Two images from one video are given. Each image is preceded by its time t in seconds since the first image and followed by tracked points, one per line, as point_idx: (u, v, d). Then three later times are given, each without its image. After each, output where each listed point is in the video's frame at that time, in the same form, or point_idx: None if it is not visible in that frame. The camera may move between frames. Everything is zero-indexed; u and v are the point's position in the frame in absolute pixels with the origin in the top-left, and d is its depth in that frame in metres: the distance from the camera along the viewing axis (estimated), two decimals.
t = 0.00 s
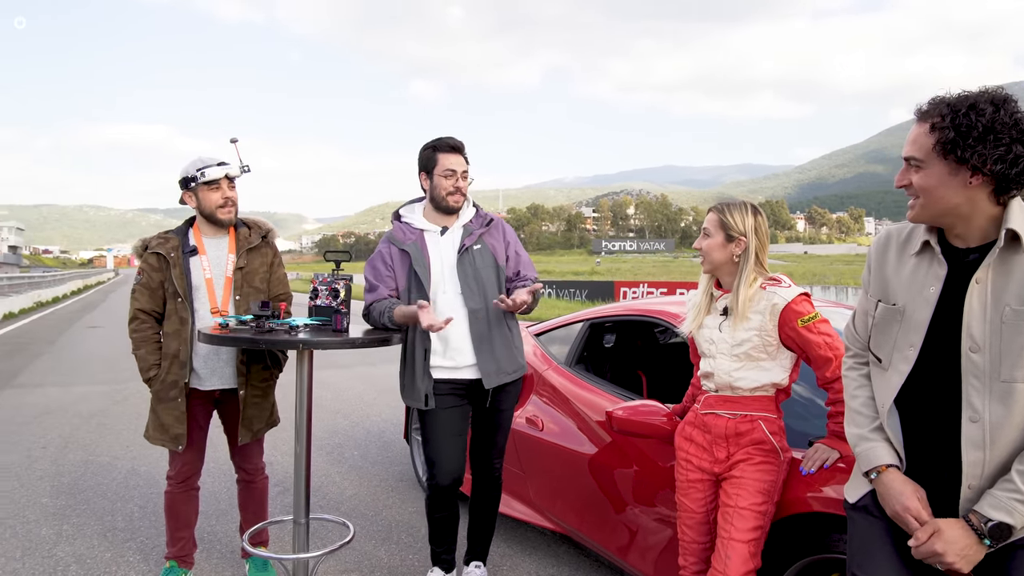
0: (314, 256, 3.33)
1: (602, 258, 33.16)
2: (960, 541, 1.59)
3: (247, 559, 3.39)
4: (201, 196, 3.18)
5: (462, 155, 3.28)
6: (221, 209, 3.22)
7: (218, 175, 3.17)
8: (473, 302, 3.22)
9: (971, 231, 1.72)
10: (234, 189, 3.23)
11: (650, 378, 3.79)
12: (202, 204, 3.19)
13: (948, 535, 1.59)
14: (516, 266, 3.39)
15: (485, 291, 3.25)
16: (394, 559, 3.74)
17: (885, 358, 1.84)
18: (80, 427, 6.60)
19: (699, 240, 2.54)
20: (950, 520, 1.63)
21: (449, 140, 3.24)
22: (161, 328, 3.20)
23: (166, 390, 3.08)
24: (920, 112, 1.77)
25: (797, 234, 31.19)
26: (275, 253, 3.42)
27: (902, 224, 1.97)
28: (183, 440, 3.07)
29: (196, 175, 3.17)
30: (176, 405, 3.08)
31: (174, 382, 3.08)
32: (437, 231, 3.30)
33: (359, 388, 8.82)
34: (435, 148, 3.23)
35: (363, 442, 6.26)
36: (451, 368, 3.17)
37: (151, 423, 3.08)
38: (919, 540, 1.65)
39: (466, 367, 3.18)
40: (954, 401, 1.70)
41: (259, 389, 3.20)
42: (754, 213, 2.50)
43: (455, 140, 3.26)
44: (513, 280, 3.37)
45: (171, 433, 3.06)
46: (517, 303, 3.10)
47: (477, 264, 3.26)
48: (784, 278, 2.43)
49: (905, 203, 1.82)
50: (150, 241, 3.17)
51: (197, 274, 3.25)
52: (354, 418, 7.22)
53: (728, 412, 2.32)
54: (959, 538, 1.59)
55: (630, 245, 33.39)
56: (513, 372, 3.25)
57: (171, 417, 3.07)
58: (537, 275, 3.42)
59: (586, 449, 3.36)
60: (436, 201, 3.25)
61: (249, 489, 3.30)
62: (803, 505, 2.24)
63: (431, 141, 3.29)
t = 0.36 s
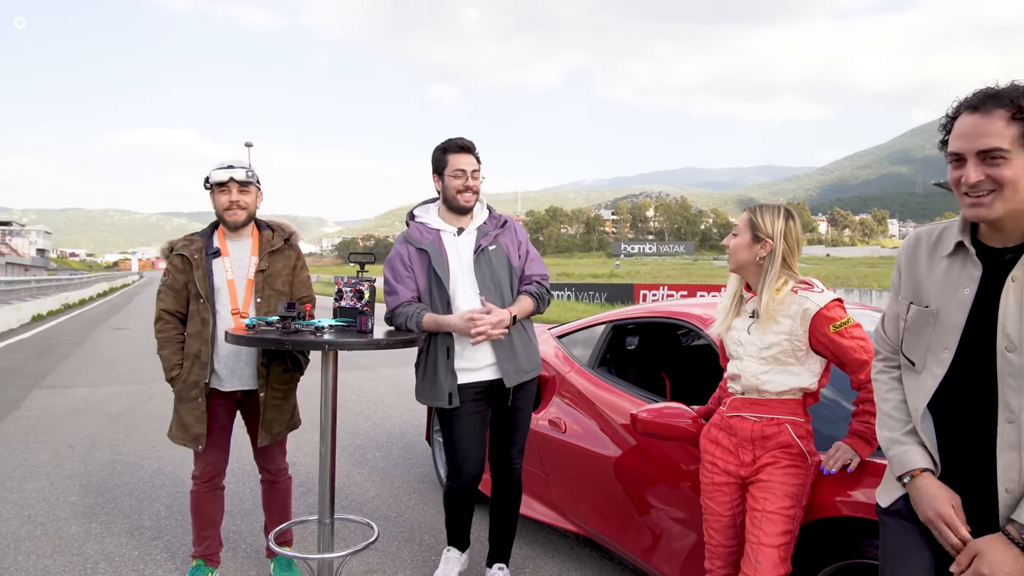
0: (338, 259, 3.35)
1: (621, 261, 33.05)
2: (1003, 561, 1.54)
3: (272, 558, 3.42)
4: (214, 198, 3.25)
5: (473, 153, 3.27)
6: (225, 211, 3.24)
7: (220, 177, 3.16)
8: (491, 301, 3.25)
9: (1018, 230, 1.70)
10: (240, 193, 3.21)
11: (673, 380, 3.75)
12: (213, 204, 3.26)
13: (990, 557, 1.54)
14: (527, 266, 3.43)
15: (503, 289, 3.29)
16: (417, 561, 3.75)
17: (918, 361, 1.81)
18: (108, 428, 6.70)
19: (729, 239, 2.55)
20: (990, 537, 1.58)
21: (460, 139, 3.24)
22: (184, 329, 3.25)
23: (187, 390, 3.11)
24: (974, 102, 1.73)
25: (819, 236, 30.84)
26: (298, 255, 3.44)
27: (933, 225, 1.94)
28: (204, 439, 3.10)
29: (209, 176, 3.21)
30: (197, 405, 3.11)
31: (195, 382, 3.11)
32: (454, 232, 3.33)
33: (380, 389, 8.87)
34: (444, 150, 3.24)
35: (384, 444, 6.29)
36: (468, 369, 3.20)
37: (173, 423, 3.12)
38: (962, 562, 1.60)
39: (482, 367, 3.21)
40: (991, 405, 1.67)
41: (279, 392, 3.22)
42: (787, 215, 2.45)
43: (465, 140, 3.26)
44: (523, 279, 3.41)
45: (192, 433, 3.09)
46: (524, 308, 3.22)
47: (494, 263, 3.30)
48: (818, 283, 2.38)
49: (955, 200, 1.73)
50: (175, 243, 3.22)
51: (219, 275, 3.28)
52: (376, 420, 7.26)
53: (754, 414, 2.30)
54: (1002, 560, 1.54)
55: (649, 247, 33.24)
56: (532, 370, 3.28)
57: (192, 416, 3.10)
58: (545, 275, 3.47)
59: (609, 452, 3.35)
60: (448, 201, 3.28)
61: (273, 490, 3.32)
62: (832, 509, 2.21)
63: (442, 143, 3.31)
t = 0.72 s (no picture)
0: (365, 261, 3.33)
1: (643, 265, 32.87)
2: None
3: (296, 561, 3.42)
4: (240, 203, 3.29)
5: (457, 155, 3.24)
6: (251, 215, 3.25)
7: (246, 181, 3.19)
8: (503, 304, 3.27)
9: None
10: (266, 197, 3.23)
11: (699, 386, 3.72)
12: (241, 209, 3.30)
13: None
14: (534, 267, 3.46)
15: (513, 291, 3.32)
16: (439, 565, 3.73)
17: (956, 369, 1.75)
18: (134, 430, 6.78)
19: (780, 244, 2.45)
20: None
21: (438, 147, 3.23)
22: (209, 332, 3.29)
23: (207, 392, 3.13)
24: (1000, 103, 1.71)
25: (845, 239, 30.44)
26: (322, 261, 3.42)
27: (965, 229, 1.89)
28: (221, 441, 3.12)
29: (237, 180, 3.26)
30: (217, 407, 3.14)
31: (214, 384, 3.14)
32: (463, 234, 3.34)
33: (402, 393, 8.89)
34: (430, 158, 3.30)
35: (406, 447, 6.30)
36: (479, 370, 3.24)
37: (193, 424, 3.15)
38: (996, 538, 1.58)
39: (492, 366, 3.25)
40: None
41: (298, 396, 3.21)
42: (843, 221, 2.33)
43: (448, 144, 3.23)
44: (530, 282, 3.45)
45: (210, 435, 3.12)
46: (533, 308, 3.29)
47: (504, 265, 3.32)
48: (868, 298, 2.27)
49: (985, 201, 1.71)
50: (203, 248, 3.28)
51: (241, 279, 3.31)
52: (398, 423, 7.27)
53: (785, 422, 2.24)
54: None
55: (671, 251, 33.02)
56: (536, 368, 3.33)
57: (211, 418, 3.12)
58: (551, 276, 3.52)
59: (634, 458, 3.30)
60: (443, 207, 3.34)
61: (295, 493, 3.32)
62: (867, 519, 2.16)
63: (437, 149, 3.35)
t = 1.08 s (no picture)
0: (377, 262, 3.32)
1: (661, 266, 32.68)
2: None
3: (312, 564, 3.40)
4: (265, 207, 3.24)
5: (466, 157, 3.21)
6: (279, 219, 3.25)
7: (278, 185, 3.18)
8: (513, 306, 3.25)
9: None
10: (295, 201, 3.24)
11: (719, 389, 3.66)
12: (266, 213, 3.25)
13: None
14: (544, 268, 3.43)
15: (525, 294, 3.28)
16: (455, 570, 3.70)
17: (982, 373, 1.68)
18: (154, 431, 6.83)
19: (811, 247, 2.32)
20: None
21: (447, 150, 3.20)
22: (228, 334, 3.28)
23: (228, 395, 3.12)
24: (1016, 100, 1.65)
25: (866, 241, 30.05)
26: (339, 262, 3.42)
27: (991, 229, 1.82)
28: (242, 444, 3.09)
29: (262, 182, 3.21)
30: (238, 410, 3.11)
31: (235, 387, 3.12)
32: (474, 237, 3.30)
33: (419, 395, 8.88)
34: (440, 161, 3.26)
35: (423, 450, 6.28)
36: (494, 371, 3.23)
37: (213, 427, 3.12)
38: None
39: (503, 365, 3.25)
40: None
41: (318, 398, 3.20)
42: (880, 224, 2.21)
43: (457, 147, 3.20)
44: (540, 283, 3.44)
45: (230, 438, 3.09)
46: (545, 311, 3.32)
47: (515, 267, 3.29)
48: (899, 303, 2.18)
49: (998, 201, 1.67)
50: (219, 250, 3.26)
51: (260, 281, 3.28)
52: (415, 425, 7.26)
53: (810, 427, 2.19)
54: None
55: (690, 253, 32.81)
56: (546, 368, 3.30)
57: (232, 420, 3.10)
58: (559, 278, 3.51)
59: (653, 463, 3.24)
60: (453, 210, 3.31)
61: (311, 496, 3.30)
62: (896, 528, 2.09)
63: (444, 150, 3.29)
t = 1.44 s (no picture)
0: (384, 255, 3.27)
1: (677, 259, 32.45)
2: None
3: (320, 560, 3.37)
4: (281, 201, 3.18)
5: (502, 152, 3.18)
6: (296, 213, 3.21)
7: (297, 178, 3.15)
8: (521, 299, 3.16)
9: None
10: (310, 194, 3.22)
11: (734, 384, 3.58)
12: (280, 207, 3.18)
13: None
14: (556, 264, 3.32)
15: (532, 287, 3.19)
16: (466, 566, 3.66)
17: (1002, 370, 1.60)
18: (169, 424, 6.86)
19: (825, 239, 2.24)
20: None
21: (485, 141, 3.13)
22: (236, 329, 3.22)
23: (241, 390, 3.09)
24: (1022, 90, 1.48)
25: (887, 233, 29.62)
26: (347, 254, 3.41)
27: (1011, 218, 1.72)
28: (258, 439, 3.07)
29: (275, 177, 3.15)
30: (251, 405, 3.09)
31: (248, 382, 3.09)
32: (485, 228, 3.26)
33: (432, 389, 8.86)
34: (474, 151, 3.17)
35: (436, 443, 6.25)
36: (495, 363, 3.20)
37: (227, 422, 3.10)
38: None
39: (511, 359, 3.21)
40: None
41: (331, 391, 3.17)
42: (894, 211, 2.12)
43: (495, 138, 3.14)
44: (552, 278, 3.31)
45: (246, 433, 3.07)
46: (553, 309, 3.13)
47: (524, 260, 3.20)
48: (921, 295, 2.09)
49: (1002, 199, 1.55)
50: (227, 243, 3.19)
51: (270, 275, 3.24)
52: (428, 419, 7.23)
53: (827, 424, 2.11)
54: None
55: (707, 246, 32.55)
56: (558, 363, 3.23)
57: (246, 416, 3.08)
58: (575, 273, 3.36)
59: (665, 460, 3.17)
60: (481, 202, 3.22)
61: (320, 491, 3.27)
62: (917, 530, 2.01)
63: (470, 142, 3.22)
